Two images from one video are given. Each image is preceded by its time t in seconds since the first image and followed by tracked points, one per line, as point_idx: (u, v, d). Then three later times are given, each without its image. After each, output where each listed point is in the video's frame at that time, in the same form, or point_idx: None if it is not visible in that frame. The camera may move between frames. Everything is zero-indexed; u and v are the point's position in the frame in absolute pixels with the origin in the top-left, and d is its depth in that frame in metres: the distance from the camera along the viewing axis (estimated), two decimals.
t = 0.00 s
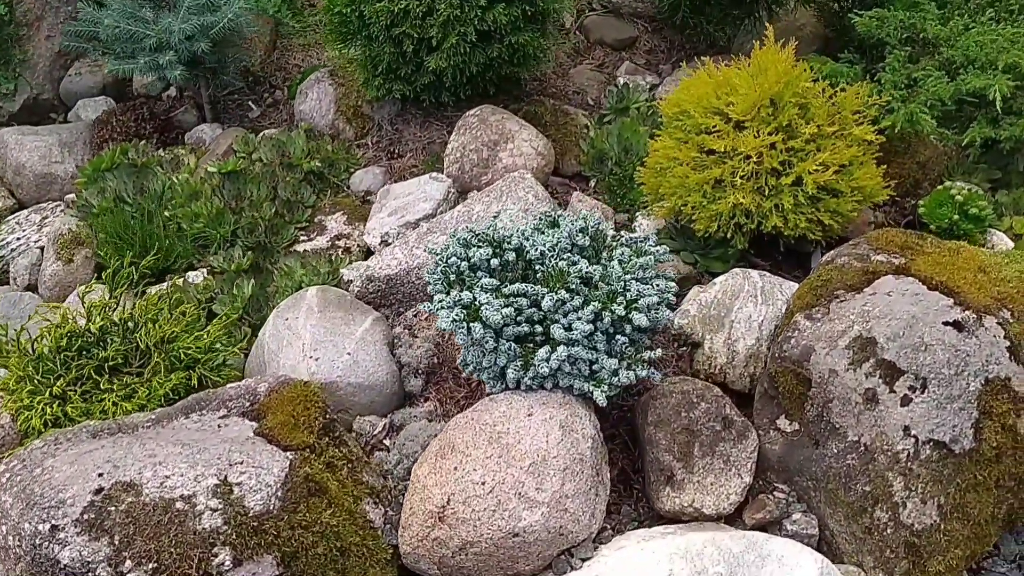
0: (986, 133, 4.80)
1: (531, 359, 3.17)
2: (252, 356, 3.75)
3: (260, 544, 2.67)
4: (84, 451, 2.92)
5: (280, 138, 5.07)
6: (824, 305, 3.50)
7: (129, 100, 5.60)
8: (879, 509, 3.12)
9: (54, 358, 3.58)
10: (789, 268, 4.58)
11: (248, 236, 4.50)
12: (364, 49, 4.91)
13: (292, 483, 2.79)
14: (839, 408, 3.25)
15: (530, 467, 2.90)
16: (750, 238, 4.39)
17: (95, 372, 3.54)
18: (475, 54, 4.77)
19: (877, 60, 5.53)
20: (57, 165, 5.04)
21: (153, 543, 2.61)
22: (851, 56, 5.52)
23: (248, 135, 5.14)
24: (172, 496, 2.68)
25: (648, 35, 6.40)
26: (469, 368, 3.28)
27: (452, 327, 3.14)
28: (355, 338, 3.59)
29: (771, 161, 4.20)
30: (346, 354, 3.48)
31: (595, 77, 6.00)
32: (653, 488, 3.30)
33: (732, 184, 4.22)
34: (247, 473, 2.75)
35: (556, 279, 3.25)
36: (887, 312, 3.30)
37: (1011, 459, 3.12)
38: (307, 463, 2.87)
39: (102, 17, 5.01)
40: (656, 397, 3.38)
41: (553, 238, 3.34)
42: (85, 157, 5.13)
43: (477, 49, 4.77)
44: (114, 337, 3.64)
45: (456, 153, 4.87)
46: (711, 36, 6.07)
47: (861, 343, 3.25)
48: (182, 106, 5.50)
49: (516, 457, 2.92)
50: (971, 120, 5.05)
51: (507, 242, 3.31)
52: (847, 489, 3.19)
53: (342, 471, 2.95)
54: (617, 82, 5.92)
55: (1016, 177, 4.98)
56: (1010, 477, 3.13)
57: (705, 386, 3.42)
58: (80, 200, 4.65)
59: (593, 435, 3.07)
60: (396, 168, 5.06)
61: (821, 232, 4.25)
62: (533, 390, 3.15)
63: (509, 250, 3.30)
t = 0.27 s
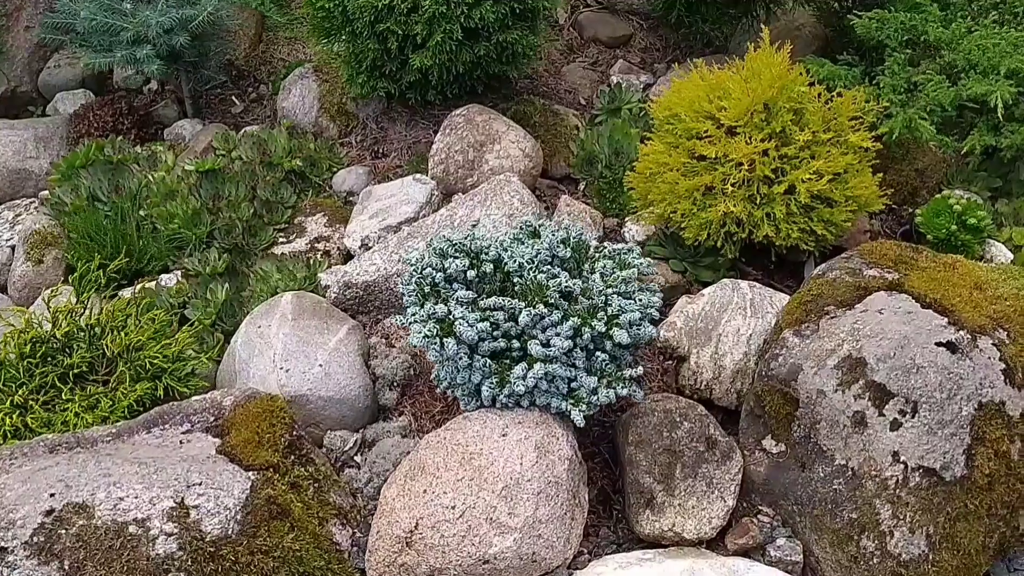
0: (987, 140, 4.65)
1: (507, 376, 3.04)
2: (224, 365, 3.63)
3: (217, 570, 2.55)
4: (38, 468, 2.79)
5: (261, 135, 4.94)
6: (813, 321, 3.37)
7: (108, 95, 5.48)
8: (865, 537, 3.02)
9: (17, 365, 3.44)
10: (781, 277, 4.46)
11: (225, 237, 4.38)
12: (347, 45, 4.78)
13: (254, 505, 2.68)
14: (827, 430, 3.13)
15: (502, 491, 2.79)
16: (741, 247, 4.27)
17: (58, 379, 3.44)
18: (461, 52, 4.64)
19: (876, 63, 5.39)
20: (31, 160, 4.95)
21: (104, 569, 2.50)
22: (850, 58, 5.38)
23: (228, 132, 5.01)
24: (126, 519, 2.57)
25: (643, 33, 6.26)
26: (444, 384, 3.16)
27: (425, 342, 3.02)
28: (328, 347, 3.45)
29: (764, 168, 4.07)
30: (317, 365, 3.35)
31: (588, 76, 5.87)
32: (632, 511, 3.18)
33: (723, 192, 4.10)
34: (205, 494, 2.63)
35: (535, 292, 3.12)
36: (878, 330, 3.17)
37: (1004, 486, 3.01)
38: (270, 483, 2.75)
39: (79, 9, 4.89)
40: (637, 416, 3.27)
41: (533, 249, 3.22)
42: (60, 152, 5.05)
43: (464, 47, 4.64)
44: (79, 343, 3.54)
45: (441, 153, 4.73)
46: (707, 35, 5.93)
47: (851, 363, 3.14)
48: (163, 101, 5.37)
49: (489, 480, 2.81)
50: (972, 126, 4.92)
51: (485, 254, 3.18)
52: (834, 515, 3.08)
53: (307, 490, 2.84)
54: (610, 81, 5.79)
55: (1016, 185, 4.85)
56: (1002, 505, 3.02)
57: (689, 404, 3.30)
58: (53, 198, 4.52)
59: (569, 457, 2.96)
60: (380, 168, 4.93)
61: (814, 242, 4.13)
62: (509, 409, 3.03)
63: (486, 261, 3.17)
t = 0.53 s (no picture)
0: (992, 149, 4.45)
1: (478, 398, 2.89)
2: (187, 374, 3.47)
3: None
4: None
5: (240, 129, 4.77)
6: (804, 342, 3.21)
7: (85, 83, 5.31)
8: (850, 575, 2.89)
9: None
10: (775, 288, 4.29)
11: (197, 237, 4.23)
12: (330, 37, 4.60)
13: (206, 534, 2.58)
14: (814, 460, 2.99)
15: (468, 524, 2.64)
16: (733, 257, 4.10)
17: (13, 389, 3.26)
18: (447, 48, 4.47)
19: (880, 64, 5.20)
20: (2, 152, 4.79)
21: None
22: (852, 58, 5.17)
23: (206, 125, 4.84)
24: (65, 549, 2.49)
25: (641, 27, 6.07)
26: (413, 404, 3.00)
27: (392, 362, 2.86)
28: (295, 360, 3.28)
29: (758, 176, 3.90)
30: (282, 381, 3.20)
31: (583, 72, 5.70)
32: (608, 541, 3.05)
33: (715, 200, 3.93)
34: (150, 525, 2.53)
35: (509, 310, 2.96)
36: (870, 356, 3.02)
37: (999, 525, 2.86)
38: (222, 512, 2.63)
39: None
40: (616, 440, 3.12)
41: (509, 264, 3.05)
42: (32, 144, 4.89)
43: (450, 42, 4.47)
44: (37, 351, 3.36)
45: (425, 152, 4.56)
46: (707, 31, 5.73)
47: (841, 390, 2.99)
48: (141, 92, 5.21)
49: (454, 511, 2.66)
50: (978, 133, 4.73)
51: (458, 268, 3.02)
52: (818, 551, 2.95)
53: (264, 518, 2.71)
54: (605, 78, 5.61)
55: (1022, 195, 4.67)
56: (996, 545, 2.87)
57: (670, 428, 3.15)
58: (20, 192, 4.38)
59: (542, 486, 2.79)
60: (362, 165, 4.76)
61: (808, 253, 3.96)
62: (480, 433, 2.88)
63: (460, 276, 3.01)
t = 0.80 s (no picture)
0: (999, 150, 4.31)
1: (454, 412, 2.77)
2: (160, 376, 3.36)
3: None
4: None
5: (225, 118, 4.64)
6: (796, 355, 3.10)
7: (69, 66, 5.20)
8: None
9: None
10: (772, 291, 4.17)
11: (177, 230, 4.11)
12: (317, 24, 4.46)
13: (165, 553, 2.49)
14: (804, 480, 2.87)
15: (439, 545, 2.54)
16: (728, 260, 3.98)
17: None
18: (436, 37, 4.35)
19: (887, 57, 5.02)
20: None
21: None
22: (858, 51, 5.00)
23: (190, 112, 4.72)
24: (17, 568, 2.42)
25: (642, 14, 5.90)
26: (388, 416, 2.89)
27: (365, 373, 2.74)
28: (270, 364, 3.17)
29: (755, 177, 3.76)
30: (255, 387, 3.09)
31: (580, 61, 5.55)
32: (589, 559, 2.95)
33: (711, 201, 3.79)
34: (107, 544, 2.45)
35: (489, 320, 2.84)
36: (864, 373, 2.91)
37: (994, 552, 2.75)
38: (184, 529, 2.53)
39: None
40: (599, 454, 3.01)
41: (489, 271, 2.93)
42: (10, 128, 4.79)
43: (440, 31, 4.34)
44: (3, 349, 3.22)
45: (414, 144, 4.42)
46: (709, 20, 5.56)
47: (833, 408, 2.87)
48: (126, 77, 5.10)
49: (425, 531, 2.56)
50: (987, 132, 4.56)
51: (437, 274, 2.91)
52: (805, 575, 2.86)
53: (229, 534, 2.60)
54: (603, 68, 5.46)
55: None
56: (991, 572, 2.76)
57: (656, 442, 3.04)
58: None
59: (519, 505, 2.68)
60: (350, 156, 4.63)
61: (806, 258, 3.83)
62: (456, 448, 2.77)
63: (438, 283, 2.90)
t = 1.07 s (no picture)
0: (1012, 149, 4.16)
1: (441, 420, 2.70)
2: (146, 374, 3.29)
3: None
4: None
5: (219, 109, 4.56)
6: (795, 363, 3.01)
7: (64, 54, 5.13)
8: None
9: None
10: (774, 293, 4.07)
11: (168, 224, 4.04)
12: (312, 14, 4.37)
13: (141, 563, 2.43)
14: (801, 493, 2.80)
15: (423, 559, 2.47)
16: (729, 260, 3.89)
17: None
18: (434, 29, 4.25)
19: (898, 52, 4.89)
20: None
21: None
22: (868, 45, 4.87)
23: (183, 102, 4.64)
24: None
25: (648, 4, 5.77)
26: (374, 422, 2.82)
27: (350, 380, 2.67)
28: (256, 365, 3.09)
29: (757, 177, 3.66)
30: (240, 390, 3.02)
31: (584, 52, 5.44)
32: (579, 570, 2.88)
33: (712, 201, 3.69)
34: (81, 554, 2.39)
35: (478, 325, 2.76)
36: (865, 384, 2.82)
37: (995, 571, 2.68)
38: (161, 539, 2.47)
39: None
40: (591, 463, 2.94)
41: (480, 275, 2.85)
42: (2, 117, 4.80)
43: (438, 22, 4.25)
44: None
45: (410, 138, 4.34)
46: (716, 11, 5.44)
47: (832, 420, 2.78)
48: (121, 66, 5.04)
49: (408, 544, 2.50)
50: (999, 130, 4.44)
51: (425, 278, 2.83)
52: None
53: (209, 543, 2.53)
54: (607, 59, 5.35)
55: None
56: None
57: (649, 451, 2.96)
58: None
59: (507, 517, 2.61)
60: (346, 149, 4.55)
61: (809, 260, 3.74)
62: (443, 457, 2.70)
63: (427, 286, 2.82)
